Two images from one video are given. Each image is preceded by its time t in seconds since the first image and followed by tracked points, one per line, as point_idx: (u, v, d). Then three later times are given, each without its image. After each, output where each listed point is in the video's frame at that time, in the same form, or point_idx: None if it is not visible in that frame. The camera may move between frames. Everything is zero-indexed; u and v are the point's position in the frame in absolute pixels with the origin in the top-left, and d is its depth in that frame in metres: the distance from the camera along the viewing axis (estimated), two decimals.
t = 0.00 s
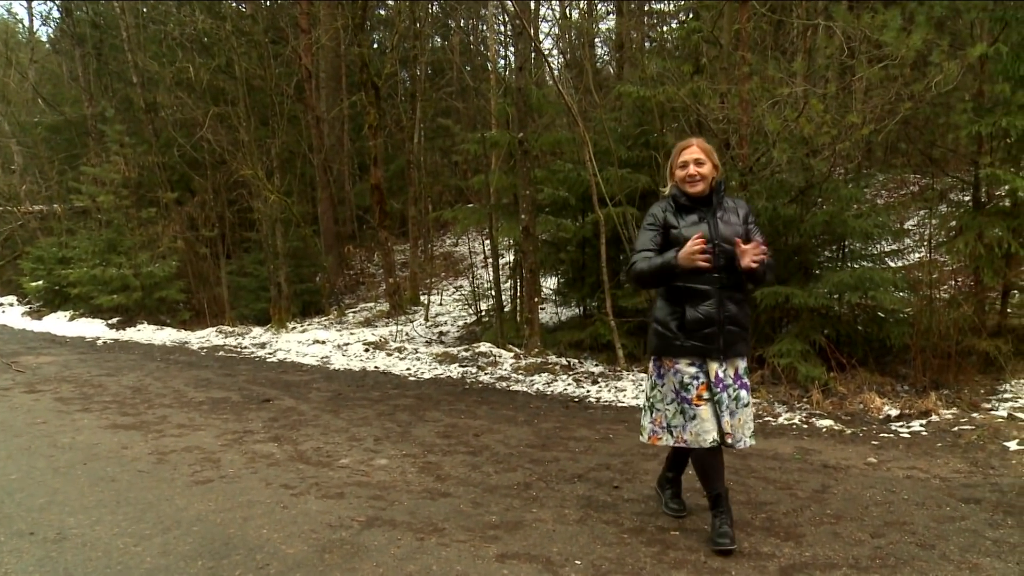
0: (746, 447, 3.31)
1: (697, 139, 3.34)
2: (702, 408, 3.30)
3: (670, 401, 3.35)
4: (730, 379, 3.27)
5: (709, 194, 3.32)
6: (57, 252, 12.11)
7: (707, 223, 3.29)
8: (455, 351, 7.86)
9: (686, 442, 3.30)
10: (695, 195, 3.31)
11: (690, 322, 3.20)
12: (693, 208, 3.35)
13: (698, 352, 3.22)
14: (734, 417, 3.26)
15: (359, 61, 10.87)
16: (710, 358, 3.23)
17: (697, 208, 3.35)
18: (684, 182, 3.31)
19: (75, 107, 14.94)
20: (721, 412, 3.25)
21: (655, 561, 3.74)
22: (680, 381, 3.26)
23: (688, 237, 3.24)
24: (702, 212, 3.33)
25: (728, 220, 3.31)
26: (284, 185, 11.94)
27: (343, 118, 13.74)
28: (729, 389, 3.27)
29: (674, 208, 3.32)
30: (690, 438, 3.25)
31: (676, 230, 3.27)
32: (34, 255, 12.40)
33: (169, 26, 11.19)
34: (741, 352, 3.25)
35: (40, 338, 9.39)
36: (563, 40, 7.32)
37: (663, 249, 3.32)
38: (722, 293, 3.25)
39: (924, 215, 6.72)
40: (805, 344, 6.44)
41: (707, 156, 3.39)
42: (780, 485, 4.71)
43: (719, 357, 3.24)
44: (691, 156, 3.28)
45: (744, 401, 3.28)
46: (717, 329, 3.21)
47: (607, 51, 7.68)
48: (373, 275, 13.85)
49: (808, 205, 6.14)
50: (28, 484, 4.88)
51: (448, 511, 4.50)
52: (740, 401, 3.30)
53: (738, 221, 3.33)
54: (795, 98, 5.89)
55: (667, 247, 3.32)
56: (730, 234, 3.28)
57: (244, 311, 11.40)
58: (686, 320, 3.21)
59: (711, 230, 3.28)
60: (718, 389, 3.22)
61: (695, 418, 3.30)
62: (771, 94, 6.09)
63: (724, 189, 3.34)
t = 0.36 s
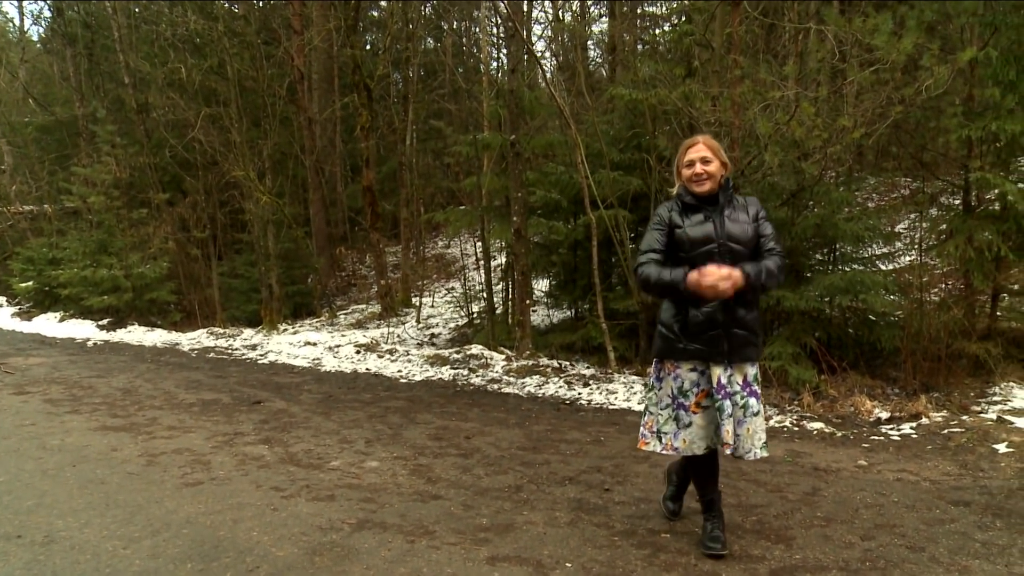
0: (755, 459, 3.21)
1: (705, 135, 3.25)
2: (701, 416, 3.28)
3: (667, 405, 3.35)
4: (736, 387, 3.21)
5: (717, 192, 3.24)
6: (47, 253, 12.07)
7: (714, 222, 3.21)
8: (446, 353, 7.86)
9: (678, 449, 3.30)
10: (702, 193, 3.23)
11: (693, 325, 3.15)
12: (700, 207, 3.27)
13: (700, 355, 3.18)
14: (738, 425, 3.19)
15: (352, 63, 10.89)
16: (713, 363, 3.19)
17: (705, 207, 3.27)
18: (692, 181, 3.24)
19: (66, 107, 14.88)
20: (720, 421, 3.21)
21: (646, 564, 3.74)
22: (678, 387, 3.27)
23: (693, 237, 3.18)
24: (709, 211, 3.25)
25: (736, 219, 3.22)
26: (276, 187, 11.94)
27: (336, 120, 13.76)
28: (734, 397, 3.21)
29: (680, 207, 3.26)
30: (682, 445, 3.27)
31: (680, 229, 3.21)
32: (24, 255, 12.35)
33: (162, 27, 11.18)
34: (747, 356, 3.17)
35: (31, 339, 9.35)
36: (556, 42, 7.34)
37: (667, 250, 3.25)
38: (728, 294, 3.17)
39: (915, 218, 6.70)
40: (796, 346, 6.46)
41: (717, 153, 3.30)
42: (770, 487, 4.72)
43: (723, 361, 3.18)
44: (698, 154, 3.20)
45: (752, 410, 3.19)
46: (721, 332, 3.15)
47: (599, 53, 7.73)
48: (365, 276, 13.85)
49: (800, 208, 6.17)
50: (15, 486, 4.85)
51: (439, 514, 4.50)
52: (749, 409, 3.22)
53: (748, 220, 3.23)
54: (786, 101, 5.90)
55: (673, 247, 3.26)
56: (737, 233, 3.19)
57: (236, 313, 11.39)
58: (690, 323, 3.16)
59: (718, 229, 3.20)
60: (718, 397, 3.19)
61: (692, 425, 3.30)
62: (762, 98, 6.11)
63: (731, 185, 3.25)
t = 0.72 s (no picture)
0: (749, 470, 3.12)
1: (707, 138, 3.27)
2: (688, 423, 3.26)
3: (657, 411, 3.35)
4: (729, 394, 3.15)
5: (715, 196, 3.24)
6: (38, 255, 12.04)
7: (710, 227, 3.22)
8: (438, 356, 7.87)
9: (662, 456, 3.30)
10: (700, 197, 3.25)
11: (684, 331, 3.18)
12: (700, 210, 3.29)
13: (691, 361, 3.19)
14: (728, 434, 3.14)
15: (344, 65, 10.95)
16: (704, 369, 3.17)
17: (704, 211, 3.28)
18: (691, 185, 3.27)
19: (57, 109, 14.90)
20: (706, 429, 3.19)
21: (637, 567, 3.74)
22: (667, 392, 3.27)
23: (686, 242, 3.21)
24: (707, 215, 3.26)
25: (733, 222, 3.21)
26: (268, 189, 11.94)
27: (328, 122, 13.78)
28: (726, 404, 3.15)
29: (677, 212, 3.29)
30: (666, 451, 3.26)
31: (676, 234, 3.25)
32: (15, 257, 12.31)
33: (154, 29, 11.17)
34: (742, 364, 3.12)
35: (22, 341, 9.32)
36: (549, 45, 7.40)
37: (664, 254, 3.31)
38: (722, 300, 3.18)
39: (907, 222, 6.69)
40: (788, 349, 6.46)
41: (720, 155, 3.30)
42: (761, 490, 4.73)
43: (716, 368, 3.16)
44: (696, 158, 3.23)
45: (745, 418, 3.13)
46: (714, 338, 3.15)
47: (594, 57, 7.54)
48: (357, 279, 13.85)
49: (791, 211, 6.20)
50: (5, 489, 4.84)
51: (430, 516, 4.49)
52: (744, 416, 3.15)
53: (746, 224, 3.21)
54: (777, 105, 5.91)
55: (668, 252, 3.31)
56: (733, 237, 3.18)
57: (228, 315, 11.39)
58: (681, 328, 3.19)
59: (713, 233, 3.20)
60: (704, 404, 3.17)
61: (679, 432, 3.29)
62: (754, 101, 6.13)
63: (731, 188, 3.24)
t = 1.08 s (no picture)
0: (746, 471, 3.13)
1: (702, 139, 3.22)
2: (688, 426, 3.25)
3: (657, 413, 3.34)
4: (728, 396, 3.15)
5: (711, 196, 3.19)
6: (25, 255, 11.98)
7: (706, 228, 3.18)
8: (427, 357, 7.88)
9: (663, 458, 3.29)
10: (696, 198, 3.21)
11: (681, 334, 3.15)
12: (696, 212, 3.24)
13: (689, 364, 3.16)
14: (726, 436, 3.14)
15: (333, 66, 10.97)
16: (704, 372, 3.16)
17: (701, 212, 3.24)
18: (686, 187, 3.23)
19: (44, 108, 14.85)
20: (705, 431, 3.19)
21: (624, 567, 3.75)
22: (668, 395, 3.25)
23: (682, 244, 3.17)
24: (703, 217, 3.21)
25: (731, 223, 3.16)
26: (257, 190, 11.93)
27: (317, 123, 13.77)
28: (726, 407, 3.15)
29: (674, 214, 3.26)
30: (667, 453, 3.25)
31: (671, 236, 3.22)
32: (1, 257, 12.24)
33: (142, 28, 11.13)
34: (741, 366, 3.09)
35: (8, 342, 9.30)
36: (539, 47, 7.45)
37: (661, 256, 3.28)
38: (720, 302, 3.13)
39: (894, 223, 6.74)
40: (776, 351, 6.48)
41: (717, 156, 3.25)
42: (748, 491, 4.75)
43: (714, 370, 3.14)
44: (692, 159, 3.20)
45: (743, 420, 3.13)
46: (711, 341, 3.11)
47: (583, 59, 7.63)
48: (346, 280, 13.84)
49: (780, 213, 6.24)
50: None
51: (418, 518, 4.49)
52: (742, 420, 3.15)
53: (744, 224, 3.16)
54: (765, 107, 5.92)
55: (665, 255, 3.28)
56: (730, 238, 3.13)
57: (216, 316, 11.37)
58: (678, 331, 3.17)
59: (709, 234, 3.16)
60: (704, 407, 3.16)
61: (679, 434, 3.28)
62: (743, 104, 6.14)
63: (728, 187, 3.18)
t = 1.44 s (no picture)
0: (729, 475, 3.14)
1: (690, 141, 3.19)
2: (671, 429, 3.25)
3: (641, 415, 3.32)
4: (712, 400, 3.16)
5: (698, 200, 3.17)
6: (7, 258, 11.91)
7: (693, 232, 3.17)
8: (411, 360, 7.89)
9: (645, 460, 3.28)
10: (682, 201, 3.19)
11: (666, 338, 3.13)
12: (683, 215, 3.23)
13: (672, 369, 3.15)
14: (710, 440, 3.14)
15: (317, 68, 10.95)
16: (688, 376, 3.15)
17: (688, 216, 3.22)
18: (673, 190, 3.20)
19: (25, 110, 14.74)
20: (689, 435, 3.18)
21: (609, 569, 3.75)
22: (651, 398, 3.24)
23: (668, 248, 3.16)
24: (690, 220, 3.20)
25: (718, 227, 3.14)
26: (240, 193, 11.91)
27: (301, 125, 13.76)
28: (710, 411, 3.15)
29: (660, 216, 3.24)
30: (649, 456, 3.24)
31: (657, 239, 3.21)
32: None
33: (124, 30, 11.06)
34: (725, 371, 3.10)
35: None
36: (523, 49, 7.49)
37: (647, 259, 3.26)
38: (706, 306, 3.12)
39: (877, 225, 6.72)
40: (760, 353, 6.49)
41: (704, 158, 3.23)
42: (732, 492, 4.76)
43: (698, 375, 3.14)
44: (679, 162, 3.17)
45: (727, 425, 3.13)
46: (696, 346, 3.10)
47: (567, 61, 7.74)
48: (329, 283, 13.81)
49: (763, 215, 6.24)
50: None
51: (402, 521, 4.48)
52: (725, 424, 3.16)
53: (731, 228, 3.15)
54: (748, 110, 5.93)
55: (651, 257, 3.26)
56: (717, 243, 3.12)
57: (199, 319, 11.32)
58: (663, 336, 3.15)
59: (696, 238, 3.15)
60: (688, 411, 3.15)
61: (662, 437, 3.27)
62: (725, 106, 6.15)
63: (715, 191, 3.16)
